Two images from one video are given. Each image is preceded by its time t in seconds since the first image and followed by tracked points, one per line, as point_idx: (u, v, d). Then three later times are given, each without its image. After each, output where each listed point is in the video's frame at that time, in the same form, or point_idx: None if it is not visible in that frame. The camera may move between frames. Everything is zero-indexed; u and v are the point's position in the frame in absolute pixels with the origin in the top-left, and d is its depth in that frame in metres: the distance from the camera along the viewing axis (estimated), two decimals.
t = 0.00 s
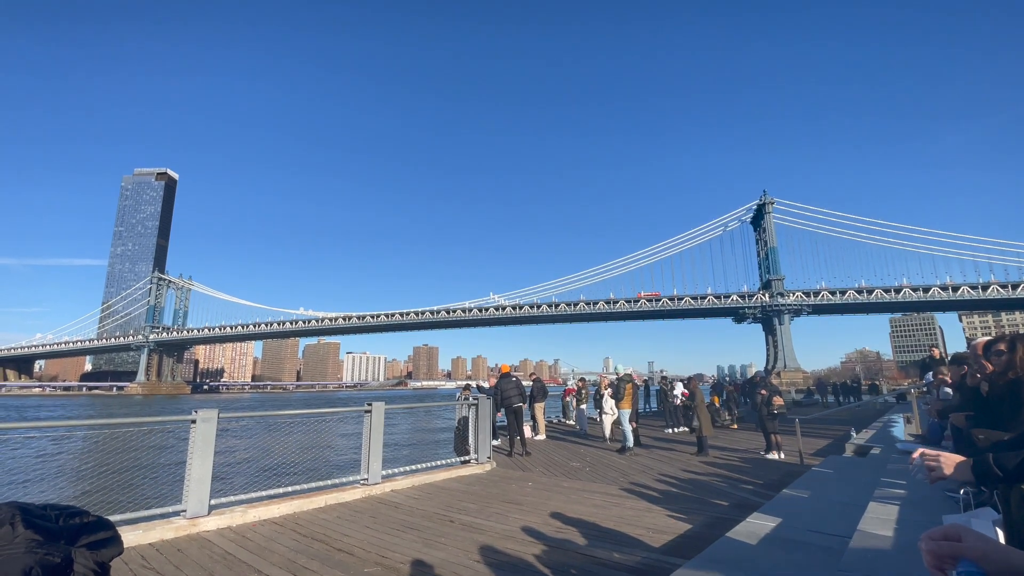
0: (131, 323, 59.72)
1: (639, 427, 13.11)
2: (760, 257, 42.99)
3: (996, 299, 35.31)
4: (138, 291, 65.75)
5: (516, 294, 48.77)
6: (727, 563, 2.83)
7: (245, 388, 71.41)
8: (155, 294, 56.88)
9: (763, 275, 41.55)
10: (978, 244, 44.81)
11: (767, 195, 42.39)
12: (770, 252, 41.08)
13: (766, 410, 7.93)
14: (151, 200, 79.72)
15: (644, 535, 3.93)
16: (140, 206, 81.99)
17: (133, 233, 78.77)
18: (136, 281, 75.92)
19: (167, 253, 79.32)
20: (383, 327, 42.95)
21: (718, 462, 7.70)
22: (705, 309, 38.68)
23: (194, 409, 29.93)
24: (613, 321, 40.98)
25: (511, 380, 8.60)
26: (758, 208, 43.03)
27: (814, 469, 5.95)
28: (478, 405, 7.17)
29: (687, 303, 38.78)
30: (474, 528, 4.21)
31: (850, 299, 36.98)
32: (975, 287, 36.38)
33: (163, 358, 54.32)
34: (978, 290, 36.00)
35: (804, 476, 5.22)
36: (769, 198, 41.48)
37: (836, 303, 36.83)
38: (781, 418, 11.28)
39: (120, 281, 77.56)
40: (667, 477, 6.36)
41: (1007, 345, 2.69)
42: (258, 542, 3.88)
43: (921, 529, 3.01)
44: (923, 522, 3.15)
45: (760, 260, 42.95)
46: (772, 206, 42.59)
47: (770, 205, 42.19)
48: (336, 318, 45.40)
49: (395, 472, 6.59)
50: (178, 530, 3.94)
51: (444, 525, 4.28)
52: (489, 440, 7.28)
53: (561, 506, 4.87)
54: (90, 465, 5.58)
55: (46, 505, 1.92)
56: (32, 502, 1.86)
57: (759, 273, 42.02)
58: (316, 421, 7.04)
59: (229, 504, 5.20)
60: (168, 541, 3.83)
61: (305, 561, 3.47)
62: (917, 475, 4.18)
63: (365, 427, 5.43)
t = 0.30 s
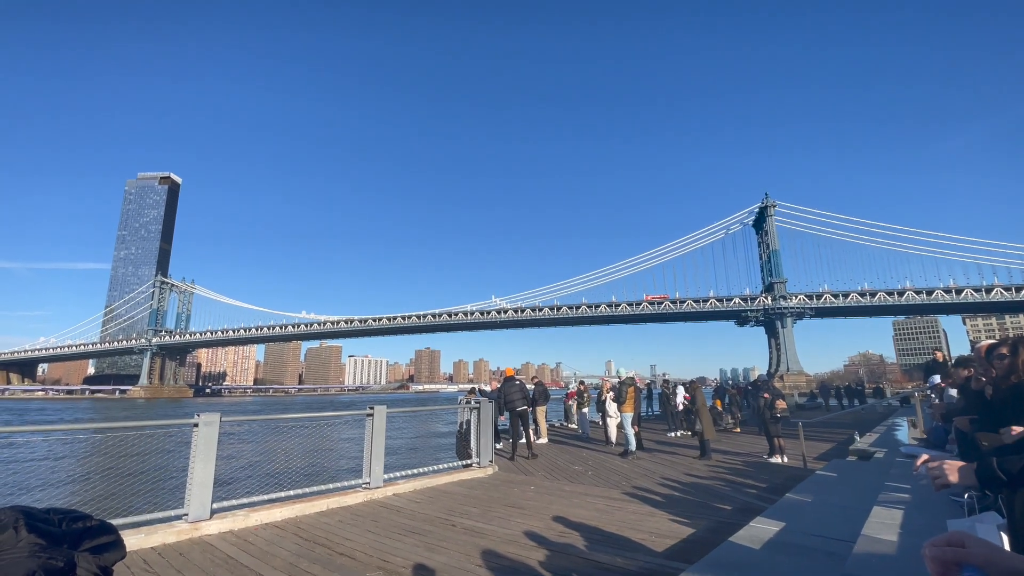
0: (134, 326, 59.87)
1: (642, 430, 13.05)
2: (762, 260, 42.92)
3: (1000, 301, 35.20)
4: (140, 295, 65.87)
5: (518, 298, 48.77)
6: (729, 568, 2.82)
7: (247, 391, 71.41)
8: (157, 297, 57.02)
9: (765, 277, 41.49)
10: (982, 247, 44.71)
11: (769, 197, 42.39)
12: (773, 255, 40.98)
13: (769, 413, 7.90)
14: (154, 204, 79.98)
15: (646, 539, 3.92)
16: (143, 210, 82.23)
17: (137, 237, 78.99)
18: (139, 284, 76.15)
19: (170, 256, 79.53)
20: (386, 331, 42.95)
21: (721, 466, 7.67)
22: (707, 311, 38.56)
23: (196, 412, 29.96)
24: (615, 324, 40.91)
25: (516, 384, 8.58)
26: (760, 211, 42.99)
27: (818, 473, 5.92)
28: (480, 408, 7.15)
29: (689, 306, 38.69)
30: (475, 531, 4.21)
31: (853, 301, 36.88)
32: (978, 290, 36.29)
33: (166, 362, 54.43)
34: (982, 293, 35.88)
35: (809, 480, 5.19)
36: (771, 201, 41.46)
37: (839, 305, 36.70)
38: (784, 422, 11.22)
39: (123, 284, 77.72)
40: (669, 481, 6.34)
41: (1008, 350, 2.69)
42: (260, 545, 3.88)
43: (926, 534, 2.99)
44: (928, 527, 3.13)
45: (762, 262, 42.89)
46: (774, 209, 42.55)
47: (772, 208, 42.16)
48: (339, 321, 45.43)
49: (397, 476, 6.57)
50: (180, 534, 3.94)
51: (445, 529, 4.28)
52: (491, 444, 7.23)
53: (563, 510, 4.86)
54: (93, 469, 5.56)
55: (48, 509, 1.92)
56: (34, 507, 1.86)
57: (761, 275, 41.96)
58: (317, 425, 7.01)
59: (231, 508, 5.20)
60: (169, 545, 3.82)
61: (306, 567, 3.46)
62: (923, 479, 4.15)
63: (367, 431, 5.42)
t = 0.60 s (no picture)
0: (138, 329, 60.04)
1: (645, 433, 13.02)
2: (765, 262, 42.84)
3: (1004, 303, 35.08)
4: (144, 298, 66.02)
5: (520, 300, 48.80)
6: (733, 571, 2.81)
7: (250, 394, 71.47)
8: (160, 300, 57.22)
9: (768, 279, 41.44)
10: (986, 247, 44.57)
11: (771, 199, 42.37)
12: (775, 257, 40.88)
13: (772, 415, 7.86)
14: (157, 208, 80.33)
15: (650, 542, 3.90)
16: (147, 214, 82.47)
17: (140, 240, 79.31)
18: (142, 287, 76.31)
19: (173, 259, 79.78)
20: (388, 333, 42.97)
21: (724, 469, 7.64)
22: (710, 314, 38.42)
23: (198, 415, 29.97)
24: (617, 326, 40.87)
25: (526, 388, 8.55)
26: (762, 213, 42.95)
27: (821, 475, 5.90)
28: (482, 410, 7.13)
29: (692, 309, 38.61)
30: (477, 534, 4.20)
31: (856, 303, 36.77)
32: (982, 292, 36.15)
33: (169, 365, 54.57)
34: (986, 295, 35.74)
35: (812, 483, 5.16)
36: (773, 203, 41.42)
37: (842, 307, 36.60)
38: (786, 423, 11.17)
39: (127, 287, 78.01)
40: (673, 483, 6.32)
41: (1011, 352, 2.69)
42: (262, 548, 3.88)
43: (930, 537, 2.97)
44: (933, 530, 3.11)
45: (765, 264, 42.81)
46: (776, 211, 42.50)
47: (775, 210, 42.12)
48: (341, 324, 45.50)
49: (399, 479, 6.54)
50: (183, 537, 3.93)
51: (447, 532, 4.27)
52: (493, 447, 7.21)
53: (565, 513, 4.85)
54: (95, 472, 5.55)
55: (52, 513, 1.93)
56: (38, 510, 1.86)
57: (764, 277, 41.88)
58: (319, 427, 6.99)
59: (235, 511, 5.20)
60: (172, 548, 3.82)
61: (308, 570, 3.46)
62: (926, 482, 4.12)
63: (369, 433, 5.43)
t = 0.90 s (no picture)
0: (142, 332, 60.21)
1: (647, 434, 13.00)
2: (768, 263, 42.72)
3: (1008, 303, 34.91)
4: (147, 300, 66.19)
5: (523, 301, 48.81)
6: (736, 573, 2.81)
7: (253, 395, 71.58)
8: (164, 303, 57.41)
9: (771, 280, 41.33)
10: (990, 247, 44.43)
11: (774, 199, 42.31)
12: (778, 257, 40.78)
13: (775, 416, 7.87)
14: (161, 211, 80.62)
15: (652, 544, 3.89)
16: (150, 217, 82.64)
17: (144, 243, 79.58)
18: (146, 289, 76.56)
19: (177, 262, 80.05)
20: (391, 335, 42.98)
21: (728, 470, 7.65)
22: (713, 315, 38.29)
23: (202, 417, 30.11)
24: (620, 327, 40.81)
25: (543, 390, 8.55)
26: (765, 213, 42.88)
27: (824, 477, 5.90)
28: (485, 412, 7.10)
29: (694, 309, 38.54)
30: (480, 536, 4.20)
31: (859, 304, 36.63)
32: (986, 292, 36.00)
33: (172, 366, 54.71)
34: (990, 295, 35.59)
35: (816, 485, 5.15)
36: (775, 203, 41.35)
37: (846, 308, 36.47)
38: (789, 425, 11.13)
39: (130, 290, 78.31)
40: (676, 485, 6.32)
41: (1017, 353, 2.69)
42: (266, 551, 3.88)
43: (934, 539, 2.96)
44: (937, 531, 3.10)
45: (768, 265, 42.68)
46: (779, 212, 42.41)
47: (777, 210, 42.03)
48: (344, 325, 45.55)
49: (401, 481, 6.54)
50: (187, 538, 3.94)
51: (450, 534, 4.27)
52: (496, 448, 7.20)
53: (568, 515, 4.84)
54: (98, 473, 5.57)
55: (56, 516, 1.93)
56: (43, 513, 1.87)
57: (767, 278, 41.77)
58: (321, 428, 7.00)
59: (238, 513, 5.21)
60: (176, 550, 3.82)
61: (310, 571, 3.45)
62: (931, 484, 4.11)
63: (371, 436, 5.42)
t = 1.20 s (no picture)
0: (146, 333, 60.43)
1: (651, 434, 12.99)
2: (771, 262, 42.59)
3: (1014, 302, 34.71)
4: (152, 301, 66.41)
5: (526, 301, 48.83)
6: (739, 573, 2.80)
7: (256, 396, 71.78)
8: (168, 304, 57.63)
9: (774, 280, 41.22)
10: (995, 247, 44.20)
11: (777, 199, 42.21)
12: (782, 257, 40.69)
13: (779, 416, 7.84)
14: (165, 212, 80.92)
15: (656, 545, 3.89)
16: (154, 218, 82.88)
17: (148, 245, 79.87)
18: (150, 291, 76.84)
19: (181, 263, 80.33)
20: (394, 335, 43.01)
21: (732, 470, 7.64)
22: (716, 314, 38.19)
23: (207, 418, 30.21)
24: (623, 327, 40.75)
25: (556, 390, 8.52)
26: (768, 213, 42.79)
27: (829, 477, 5.90)
28: (488, 413, 7.07)
29: (697, 309, 38.49)
30: (484, 537, 4.20)
31: (863, 303, 36.48)
32: (991, 291, 35.81)
33: (176, 367, 54.91)
34: (995, 294, 35.42)
35: (820, 485, 5.13)
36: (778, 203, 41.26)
37: (850, 307, 36.32)
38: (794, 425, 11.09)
39: (134, 291, 78.67)
40: (680, 485, 6.33)
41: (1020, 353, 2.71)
42: (270, 551, 3.89)
43: (938, 539, 2.96)
44: (941, 531, 3.10)
45: (771, 264, 42.55)
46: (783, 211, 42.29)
47: (781, 209, 41.91)
48: (347, 326, 45.63)
49: (404, 481, 6.54)
50: (191, 539, 3.96)
51: (453, 534, 4.28)
52: (499, 448, 7.21)
53: (571, 516, 4.84)
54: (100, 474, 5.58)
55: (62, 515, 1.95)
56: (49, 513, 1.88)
57: (770, 277, 41.67)
58: (325, 429, 7.00)
59: (241, 513, 5.24)
60: (180, 551, 3.84)
61: (314, 571, 3.47)
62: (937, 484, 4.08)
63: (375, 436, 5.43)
